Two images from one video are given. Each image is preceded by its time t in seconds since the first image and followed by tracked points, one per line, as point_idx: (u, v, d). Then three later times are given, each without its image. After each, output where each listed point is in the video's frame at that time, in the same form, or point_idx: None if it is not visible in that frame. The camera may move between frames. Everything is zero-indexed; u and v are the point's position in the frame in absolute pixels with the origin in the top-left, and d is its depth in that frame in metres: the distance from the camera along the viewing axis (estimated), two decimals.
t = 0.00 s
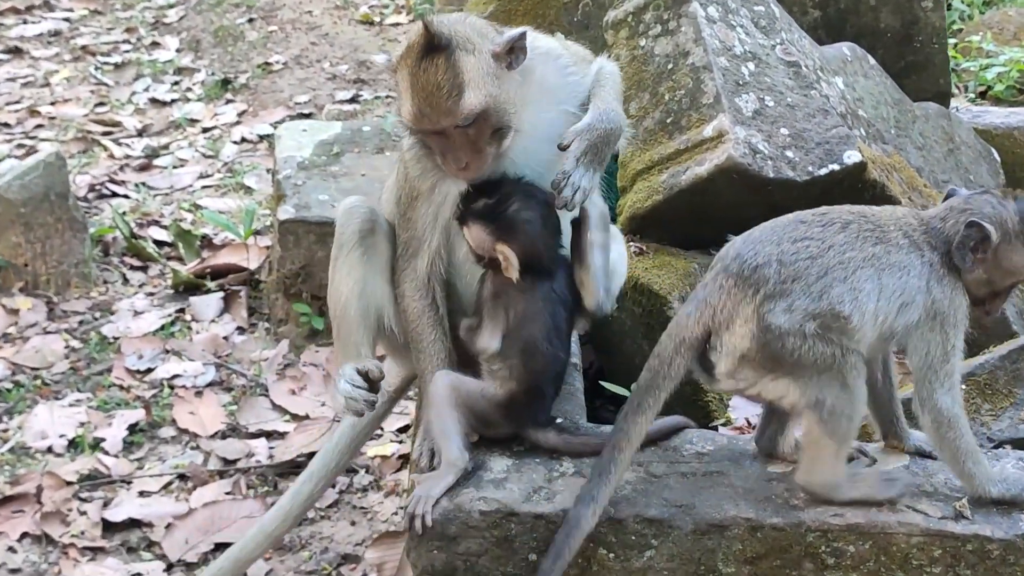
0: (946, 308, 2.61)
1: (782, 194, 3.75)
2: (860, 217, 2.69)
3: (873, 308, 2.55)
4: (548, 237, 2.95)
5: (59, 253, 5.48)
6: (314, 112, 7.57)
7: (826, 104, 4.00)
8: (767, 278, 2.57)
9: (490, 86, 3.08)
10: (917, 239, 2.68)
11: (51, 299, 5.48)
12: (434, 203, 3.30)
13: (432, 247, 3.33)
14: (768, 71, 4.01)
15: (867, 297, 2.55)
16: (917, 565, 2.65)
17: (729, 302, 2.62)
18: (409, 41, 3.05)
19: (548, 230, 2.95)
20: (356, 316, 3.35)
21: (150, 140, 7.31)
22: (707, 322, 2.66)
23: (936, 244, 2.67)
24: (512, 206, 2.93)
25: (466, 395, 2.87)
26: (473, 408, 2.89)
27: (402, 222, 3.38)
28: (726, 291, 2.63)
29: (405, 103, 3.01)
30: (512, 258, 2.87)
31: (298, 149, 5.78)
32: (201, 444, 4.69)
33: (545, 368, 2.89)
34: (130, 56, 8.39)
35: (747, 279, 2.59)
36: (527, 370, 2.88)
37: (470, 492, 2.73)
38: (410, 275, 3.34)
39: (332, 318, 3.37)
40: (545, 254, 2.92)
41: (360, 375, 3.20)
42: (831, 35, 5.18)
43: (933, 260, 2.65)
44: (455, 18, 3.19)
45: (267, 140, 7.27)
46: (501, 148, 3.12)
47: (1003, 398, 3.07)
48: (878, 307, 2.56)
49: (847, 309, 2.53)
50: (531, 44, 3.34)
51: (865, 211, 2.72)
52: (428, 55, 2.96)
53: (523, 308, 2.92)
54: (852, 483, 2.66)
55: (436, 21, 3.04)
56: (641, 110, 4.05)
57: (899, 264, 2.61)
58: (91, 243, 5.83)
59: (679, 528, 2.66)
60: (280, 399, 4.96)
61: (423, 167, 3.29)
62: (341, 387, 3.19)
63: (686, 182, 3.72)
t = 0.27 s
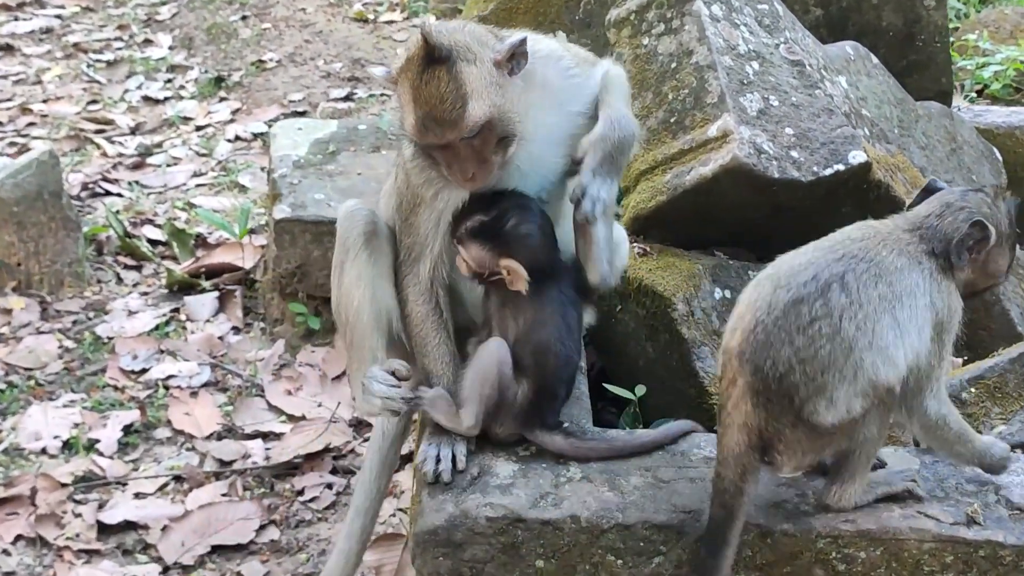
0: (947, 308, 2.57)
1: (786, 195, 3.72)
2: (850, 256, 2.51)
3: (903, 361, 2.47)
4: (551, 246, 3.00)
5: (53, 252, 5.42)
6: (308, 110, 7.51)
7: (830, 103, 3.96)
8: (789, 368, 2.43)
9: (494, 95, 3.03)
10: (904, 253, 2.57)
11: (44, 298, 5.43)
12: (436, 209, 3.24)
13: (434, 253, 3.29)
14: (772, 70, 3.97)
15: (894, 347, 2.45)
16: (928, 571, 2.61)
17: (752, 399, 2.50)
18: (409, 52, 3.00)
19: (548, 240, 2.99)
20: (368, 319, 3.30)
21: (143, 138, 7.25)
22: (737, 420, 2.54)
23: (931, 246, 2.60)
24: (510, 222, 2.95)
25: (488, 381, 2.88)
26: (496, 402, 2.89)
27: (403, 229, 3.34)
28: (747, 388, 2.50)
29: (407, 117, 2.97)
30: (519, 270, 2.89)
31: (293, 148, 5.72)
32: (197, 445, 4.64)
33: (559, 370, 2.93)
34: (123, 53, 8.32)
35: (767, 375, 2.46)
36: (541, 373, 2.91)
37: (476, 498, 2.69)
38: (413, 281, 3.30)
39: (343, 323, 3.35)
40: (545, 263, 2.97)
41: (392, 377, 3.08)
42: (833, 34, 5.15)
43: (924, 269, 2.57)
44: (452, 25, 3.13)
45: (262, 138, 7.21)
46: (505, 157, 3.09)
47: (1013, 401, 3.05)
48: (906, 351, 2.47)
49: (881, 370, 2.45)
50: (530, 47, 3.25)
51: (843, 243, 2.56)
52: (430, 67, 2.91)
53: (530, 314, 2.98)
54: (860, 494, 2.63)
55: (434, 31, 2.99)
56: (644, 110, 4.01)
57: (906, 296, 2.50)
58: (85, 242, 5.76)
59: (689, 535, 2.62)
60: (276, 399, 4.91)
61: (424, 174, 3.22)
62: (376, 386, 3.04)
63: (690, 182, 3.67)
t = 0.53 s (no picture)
0: (897, 282, 2.53)
1: (788, 197, 3.71)
2: (809, 299, 2.38)
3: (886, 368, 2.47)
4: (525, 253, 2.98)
5: (46, 253, 5.38)
6: (302, 110, 7.48)
7: (831, 105, 3.95)
8: (789, 428, 2.37)
9: (500, 91, 3.03)
10: (848, 256, 2.46)
11: (37, 300, 5.38)
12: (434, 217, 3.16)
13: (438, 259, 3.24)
14: (773, 72, 3.96)
15: (873, 360, 2.42)
16: None
17: (757, 465, 2.42)
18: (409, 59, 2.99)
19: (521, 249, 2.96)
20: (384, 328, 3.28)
21: (136, 138, 7.20)
22: (740, 484, 2.45)
23: (868, 232, 2.53)
24: (481, 236, 2.89)
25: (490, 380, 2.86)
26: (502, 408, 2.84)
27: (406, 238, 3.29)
28: (749, 456, 2.42)
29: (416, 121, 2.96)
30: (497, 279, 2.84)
31: (287, 149, 5.68)
32: (192, 447, 4.60)
33: (560, 371, 2.93)
34: (115, 53, 8.27)
35: (767, 442, 2.39)
36: (545, 378, 2.89)
37: (479, 504, 2.67)
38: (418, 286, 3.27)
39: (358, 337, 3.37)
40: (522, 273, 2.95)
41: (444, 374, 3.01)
42: (831, 34, 5.14)
43: (867, 262, 2.49)
44: (449, 31, 3.13)
45: (255, 138, 7.17)
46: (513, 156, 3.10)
47: (1018, 404, 3.03)
48: (882, 356, 2.45)
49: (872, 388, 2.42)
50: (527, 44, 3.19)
51: (791, 281, 2.42)
52: (434, 69, 2.90)
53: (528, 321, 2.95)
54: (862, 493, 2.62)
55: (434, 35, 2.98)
56: (644, 111, 4.00)
57: (872, 310, 2.41)
58: (78, 243, 5.72)
59: (694, 541, 2.60)
60: (271, 401, 4.87)
61: (422, 182, 3.17)
62: (423, 385, 2.96)
63: (691, 185, 3.66)
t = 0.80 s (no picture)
0: (810, 262, 2.50)
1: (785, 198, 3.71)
2: (728, 321, 2.35)
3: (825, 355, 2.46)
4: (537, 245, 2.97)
5: (37, 254, 5.34)
6: (293, 110, 7.44)
7: (828, 105, 3.94)
8: (736, 446, 2.37)
9: (519, 58, 2.98)
10: (757, 258, 2.42)
11: (28, 301, 5.34)
12: (432, 207, 3.13)
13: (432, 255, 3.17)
14: (769, 73, 3.95)
15: (806, 360, 2.40)
16: None
17: (718, 485, 2.42)
18: (427, 29, 2.92)
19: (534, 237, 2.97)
20: (388, 348, 3.17)
21: (127, 138, 7.16)
22: (697, 502, 2.44)
23: (769, 222, 2.49)
24: (503, 226, 2.89)
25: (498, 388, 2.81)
26: (506, 409, 2.81)
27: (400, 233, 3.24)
28: (702, 477, 2.41)
29: (440, 88, 2.89)
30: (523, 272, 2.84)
31: (280, 149, 5.66)
32: (185, 449, 4.57)
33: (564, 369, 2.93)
34: (105, 53, 8.22)
35: (720, 464, 2.39)
36: (549, 378, 2.89)
37: (477, 507, 2.64)
38: (410, 283, 3.20)
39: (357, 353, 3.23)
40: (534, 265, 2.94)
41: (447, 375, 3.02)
42: (826, 34, 5.13)
43: (776, 255, 2.45)
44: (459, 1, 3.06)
45: (247, 139, 7.14)
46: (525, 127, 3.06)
47: (1017, 405, 3.02)
48: (815, 344, 2.43)
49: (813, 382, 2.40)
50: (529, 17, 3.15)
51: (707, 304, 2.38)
52: (457, 36, 2.83)
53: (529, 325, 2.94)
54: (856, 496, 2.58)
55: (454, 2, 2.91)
56: (640, 112, 3.98)
57: (792, 309, 2.39)
58: (69, 244, 5.68)
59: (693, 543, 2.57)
60: (264, 403, 4.84)
61: (421, 171, 3.12)
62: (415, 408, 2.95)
63: (687, 186, 3.65)
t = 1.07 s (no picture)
0: (796, 277, 2.51)
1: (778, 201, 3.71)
2: (728, 354, 2.35)
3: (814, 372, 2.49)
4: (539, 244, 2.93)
5: (27, 257, 5.31)
6: (284, 112, 7.42)
7: (820, 108, 3.95)
8: (734, 475, 2.38)
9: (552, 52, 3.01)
10: (751, 284, 2.40)
11: (18, 304, 5.31)
12: (427, 208, 3.15)
13: (421, 255, 3.13)
14: (761, 75, 3.95)
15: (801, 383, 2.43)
16: None
17: (713, 509, 2.44)
18: (466, 18, 2.92)
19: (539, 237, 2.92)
20: (377, 351, 3.17)
21: (117, 140, 7.13)
22: (688, 527, 2.46)
23: (760, 242, 2.46)
24: (506, 220, 2.86)
25: (493, 393, 2.80)
26: (500, 416, 2.81)
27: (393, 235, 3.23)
28: (697, 503, 2.43)
29: (493, 72, 2.88)
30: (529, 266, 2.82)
31: (271, 151, 5.64)
32: (177, 452, 4.55)
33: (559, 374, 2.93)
34: (95, 55, 8.18)
35: (718, 492, 2.40)
36: (543, 385, 2.89)
37: (472, 511, 2.63)
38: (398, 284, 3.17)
39: (348, 351, 3.26)
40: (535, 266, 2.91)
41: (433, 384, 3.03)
42: (818, 36, 5.14)
43: (768, 278, 2.44)
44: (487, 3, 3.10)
45: (238, 141, 7.12)
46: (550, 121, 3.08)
47: (1012, 407, 3.02)
48: (806, 363, 2.46)
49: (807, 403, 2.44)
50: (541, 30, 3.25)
51: (705, 337, 2.36)
52: (504, 23, 2.85)
53: (522, 329, 2.91)
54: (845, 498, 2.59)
55: None
56: (633, 114, 3.98)
57: (786, 336, 2.40)
58: (59, 246, 5.65)
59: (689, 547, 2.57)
60: (256, 405, 4.82)
61: (420, 169, 3.14)
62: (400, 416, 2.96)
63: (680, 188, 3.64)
